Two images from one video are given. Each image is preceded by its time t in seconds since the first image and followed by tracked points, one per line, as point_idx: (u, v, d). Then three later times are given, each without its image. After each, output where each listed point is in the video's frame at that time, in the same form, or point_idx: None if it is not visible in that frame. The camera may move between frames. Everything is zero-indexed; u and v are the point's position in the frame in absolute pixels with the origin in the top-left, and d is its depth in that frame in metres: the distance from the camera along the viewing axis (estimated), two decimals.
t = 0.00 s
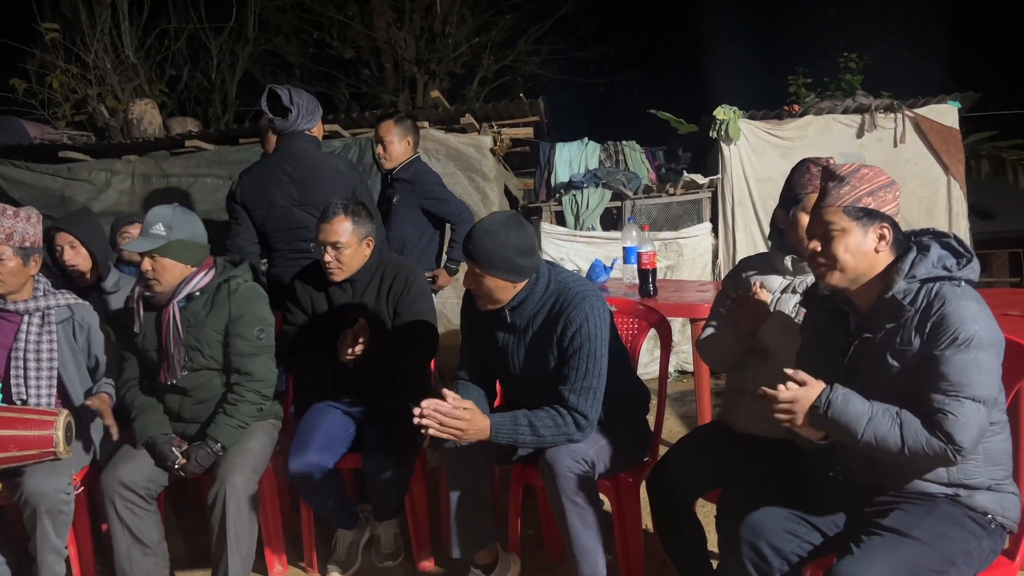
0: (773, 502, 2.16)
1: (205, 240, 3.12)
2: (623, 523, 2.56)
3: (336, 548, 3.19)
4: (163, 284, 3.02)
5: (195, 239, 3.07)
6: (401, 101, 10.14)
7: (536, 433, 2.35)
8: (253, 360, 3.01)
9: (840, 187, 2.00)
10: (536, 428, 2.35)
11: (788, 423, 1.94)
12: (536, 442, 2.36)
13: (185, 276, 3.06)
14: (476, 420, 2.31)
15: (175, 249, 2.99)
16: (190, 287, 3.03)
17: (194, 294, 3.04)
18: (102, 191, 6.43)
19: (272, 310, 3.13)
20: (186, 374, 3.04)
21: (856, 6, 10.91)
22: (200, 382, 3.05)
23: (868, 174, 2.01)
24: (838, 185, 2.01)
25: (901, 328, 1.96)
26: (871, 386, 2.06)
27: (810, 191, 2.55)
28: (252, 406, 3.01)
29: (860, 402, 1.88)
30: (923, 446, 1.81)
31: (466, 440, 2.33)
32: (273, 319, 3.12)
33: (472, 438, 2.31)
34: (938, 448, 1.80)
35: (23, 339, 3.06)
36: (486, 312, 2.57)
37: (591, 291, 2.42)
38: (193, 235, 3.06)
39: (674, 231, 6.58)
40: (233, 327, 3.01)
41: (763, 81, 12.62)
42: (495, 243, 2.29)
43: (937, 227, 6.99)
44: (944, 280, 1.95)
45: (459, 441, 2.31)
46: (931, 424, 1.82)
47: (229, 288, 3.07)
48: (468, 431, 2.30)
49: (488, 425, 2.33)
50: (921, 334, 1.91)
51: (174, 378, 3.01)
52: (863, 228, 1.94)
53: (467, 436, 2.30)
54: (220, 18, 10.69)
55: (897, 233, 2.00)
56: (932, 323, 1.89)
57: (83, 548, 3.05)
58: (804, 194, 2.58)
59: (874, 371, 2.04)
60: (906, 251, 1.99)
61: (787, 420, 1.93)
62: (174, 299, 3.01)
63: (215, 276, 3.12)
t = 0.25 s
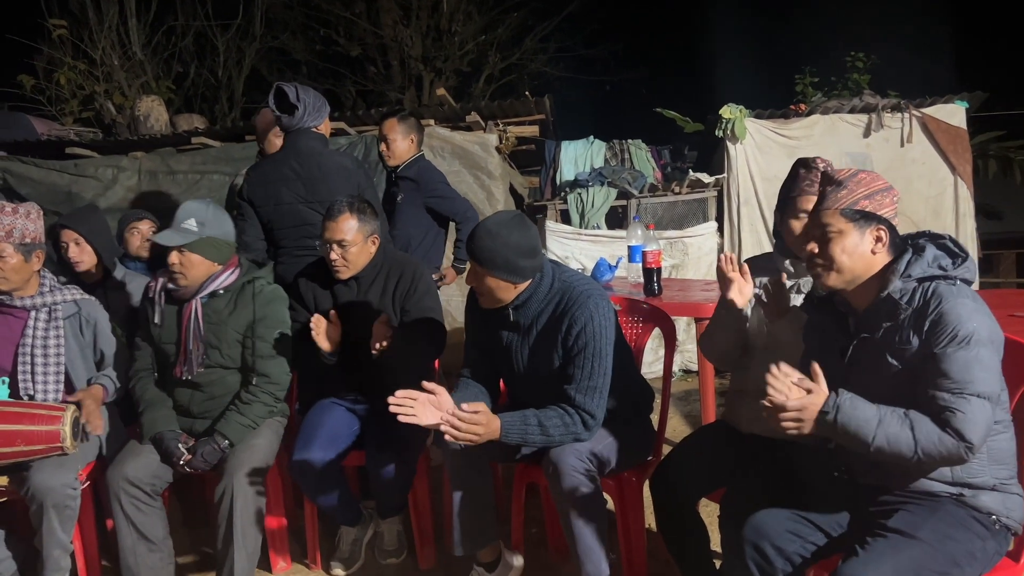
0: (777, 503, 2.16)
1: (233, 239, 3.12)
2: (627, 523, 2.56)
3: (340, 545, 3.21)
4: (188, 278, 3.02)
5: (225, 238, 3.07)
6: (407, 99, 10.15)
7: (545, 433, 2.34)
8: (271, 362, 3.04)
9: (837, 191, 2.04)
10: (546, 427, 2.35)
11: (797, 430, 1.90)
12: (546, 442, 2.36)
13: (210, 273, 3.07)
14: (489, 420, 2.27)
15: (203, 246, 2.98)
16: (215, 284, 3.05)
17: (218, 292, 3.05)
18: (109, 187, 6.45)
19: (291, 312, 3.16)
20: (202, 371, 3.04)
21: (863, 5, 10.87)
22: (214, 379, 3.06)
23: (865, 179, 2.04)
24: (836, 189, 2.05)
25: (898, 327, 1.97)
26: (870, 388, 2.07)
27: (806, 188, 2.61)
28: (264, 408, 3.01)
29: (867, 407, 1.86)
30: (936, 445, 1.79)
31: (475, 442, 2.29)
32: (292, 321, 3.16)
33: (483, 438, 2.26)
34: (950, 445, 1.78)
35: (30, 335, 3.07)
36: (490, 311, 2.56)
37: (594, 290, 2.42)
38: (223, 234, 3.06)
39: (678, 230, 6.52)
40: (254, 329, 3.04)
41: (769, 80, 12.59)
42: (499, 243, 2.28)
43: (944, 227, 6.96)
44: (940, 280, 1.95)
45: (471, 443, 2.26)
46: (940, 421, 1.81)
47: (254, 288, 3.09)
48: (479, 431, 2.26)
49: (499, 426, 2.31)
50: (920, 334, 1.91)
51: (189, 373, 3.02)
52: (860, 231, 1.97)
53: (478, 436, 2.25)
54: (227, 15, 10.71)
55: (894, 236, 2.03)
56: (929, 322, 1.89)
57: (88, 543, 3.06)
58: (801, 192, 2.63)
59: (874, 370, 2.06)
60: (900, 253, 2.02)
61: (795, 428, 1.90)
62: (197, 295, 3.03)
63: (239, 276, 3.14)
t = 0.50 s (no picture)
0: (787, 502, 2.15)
1: (255, 236, 3.15)
2: (636, 521, 2.56)
3: (350, 540, 3.22)
4: (210, 274, 3.03)
5: (247, 235, 3.11)
6: (419, 96, 10.16)
7: (547, 430, 2.34)
8: (288, 359, 3.06)
9: (848, 184, 2.08)
10: (547, 424, 2.35)
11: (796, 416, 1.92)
12: (547, 438, 2.36)
13: (232, 269, 3.09)
14: (487, 416, 2.30)
15: (225, 242, 3.01)
16: (236, 280, 3.05)
17: (238, 288, 3.06)
18: (123, 183, 6.50)
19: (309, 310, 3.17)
20: (219, 366, 3.06)
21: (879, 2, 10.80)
22: (231, 375, 3.07)
23: (875, 171, 2.09)
24: (847, 181, 2.09)
25: (908, 318, 1.97)
26: (879, 377, 2.06)
27: (798, 194, 2.55)
28: (278, 404, 3.03)
29: (867, 389, 1.87)
30: (928, 432, 1.81)
31: (475, 437, 2.32)
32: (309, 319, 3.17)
33: (481, 435, 2.30)
34: (945, 434, 1.79)
35: (41, 329, 3.10)
36: (501, 308, 2.56)
37: (605, 288, 2.41)
38: (246, 230, 3.10)
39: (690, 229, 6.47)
40: (274, 325, 3.05)
41: (783, 77, 12.53)
42: (506, 242, 2.28)
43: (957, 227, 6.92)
44: (952, 272, 1.96)
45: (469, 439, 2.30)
46: (936, 409, 1.83)
47: (273, 286, 3.10)
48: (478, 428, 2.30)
49: (498, 421, 2.32)
50: (927, 322, 1.93)
51: (206, 367, 3.03)
52: (873, 222, 1.97)
53: (476, 432, 2.29)
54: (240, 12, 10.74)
55: (907, 229, 2.04)
56: (938, 311, 1.91)
57: (101, 536, 3.09)
58: (792, 199, 2.59)
59: (886, 359, 2.04)
60: (914, 247, 2.02)
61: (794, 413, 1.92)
62: (218, 290, 3.04)
63: (259, 272, 3.14)
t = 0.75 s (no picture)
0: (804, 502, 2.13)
1: (264, 229, 3.15)
2: (652, 519, 2.55)
3: (366, 535, 3.24)
4: (222, 270, 3.04)
5: (256, 230, 3.11)
6: (438, 94, 10.18)
7: (567, 427, 2.34)
8: (304, 352, 3.07)
9: (868, 184, 2.05)
10: (567, 421, 2.34)
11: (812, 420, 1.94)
12: (567, 435, 2.36)
13: (243, 264, 3.10)
14: (507, 413, 2.28)
15: (235, 237, 3.02)
16: (246, 276, 3.08)
17: (250, 283, 3.09)
18: (144, 178, 6.57)
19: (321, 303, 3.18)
20: (234, 360, 3.09)
21: None
22: (246, 368, 3.10)
23: (896, 171, 2.05)
24: (866, 182, 2.06)
25: (927, 320, 1.96)
26: (898, 380, 2.04)
27: (798, 194, 2.45)
28: (294, 396, 3.05)
29: (885, 397, 1.88)
30: (950, 438, 1.81)
31: (496, 433, 2.31)
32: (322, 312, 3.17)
33: (503, 431, 2.29)
34: (965, 438, 1.79)
35: (58, 322, 3.13)
36: (518, 305, 2.56)
37: (622, 285, 2.40)
38: (256, 225, 3.10)
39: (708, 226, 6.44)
40: (286, 318, 3.07)
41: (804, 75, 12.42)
42: (525, 238, 2.29)
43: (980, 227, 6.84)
44: (972, 273, 1.94)
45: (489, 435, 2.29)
46: (957, 413, 1.82)
47: (284, 279, 3.13)
48: (499, 424, 2.29)
49: (519, 418, 2.30)
50: (947, 325, 1.91)
51: (221, 362, 3.07)
52: (891, 222, 1.95)
53: (497, 428, 2.28)
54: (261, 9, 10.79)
55: (927, 229, 2.01)
56: (957, 314, 1.89)
57: (121, 528, 3.13)
58: (793, 200, 2.48)
59: (906, 362, 2.02)
60: (932, 247, 2.00)
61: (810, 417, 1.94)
62: (230, 286, 3.07)
63: (270, 266, 3.16)
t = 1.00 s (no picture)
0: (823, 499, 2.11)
1: (266, 223, 3.16)
2: (670, 517, 2.54)
3: (384, 529, 3.27)
4: (226, 267, 3.09)
5: (256, 224, 3.11)
6: (461, 91, 10.20)
7: (582, 424, 2.35)
8: (311, 341, 3.07)
9: (895, 180, 1.99)
10: (582, 418, 2.35)
11: (841, 412, 1.89)
12: (583, 432, 2.36)
13: (246, 260, 3.13)
14: (520, 408, 2.30)
15: (235, 234, 3.03)
16: (252, 271, 3.10)
17: (256, 277, 3.11)
18: (171, 174, 6.65)
19: (329, 293, 3.18)
20: (248, 354, 3.11)
21: None
22: (260, 361, 3.12)
23: (923, 168, 1.99)
24: (893, 178, 2.00)
25: (952, 320, 1.93)
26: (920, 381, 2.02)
27: (806, 194, 2.44)
28: (308, 387, 3.07)
29: (917, 393, 1.85)
30: (985, 439, 1.78)
31: (510, 428, 2.32)
32: (331, 301, 3.17)
33: (516, 425, 2.30)
34: (1000, 439, 1.77)
35: (85, 314, 3.19)
36: (536, 301, 2.56)
37: (641, 282, 2.40)
38: (255, 219, 3.10)
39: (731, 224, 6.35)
40: (293, 310, 3.08)
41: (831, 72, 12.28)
42: (544, 235, 2.29)
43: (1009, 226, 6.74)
44: (997, 272, 1.91)
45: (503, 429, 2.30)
46: (991, 413, 1.79)
47: (290, 271, 3.12)
48: (512, 419, 2.30)
49: (532, 413, 2.32)
50: (974, 326, 1.89)
51: (235, 358, 3.10)
52: (918, 221, 1.92)
53: (511, 422, 2.29)
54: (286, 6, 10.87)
55: (952, 229, 1.97)
56: (985, 315, 1.87)
57: (145, 518, 3.18)
58: (802, 200, 2.47)
59: (931, 363, 1.98)
60: (957, 246, 1.97)
61: (839, 410, 1.89)
62: (236, 282, 3.09)
63: (275, 260, 3.18)
